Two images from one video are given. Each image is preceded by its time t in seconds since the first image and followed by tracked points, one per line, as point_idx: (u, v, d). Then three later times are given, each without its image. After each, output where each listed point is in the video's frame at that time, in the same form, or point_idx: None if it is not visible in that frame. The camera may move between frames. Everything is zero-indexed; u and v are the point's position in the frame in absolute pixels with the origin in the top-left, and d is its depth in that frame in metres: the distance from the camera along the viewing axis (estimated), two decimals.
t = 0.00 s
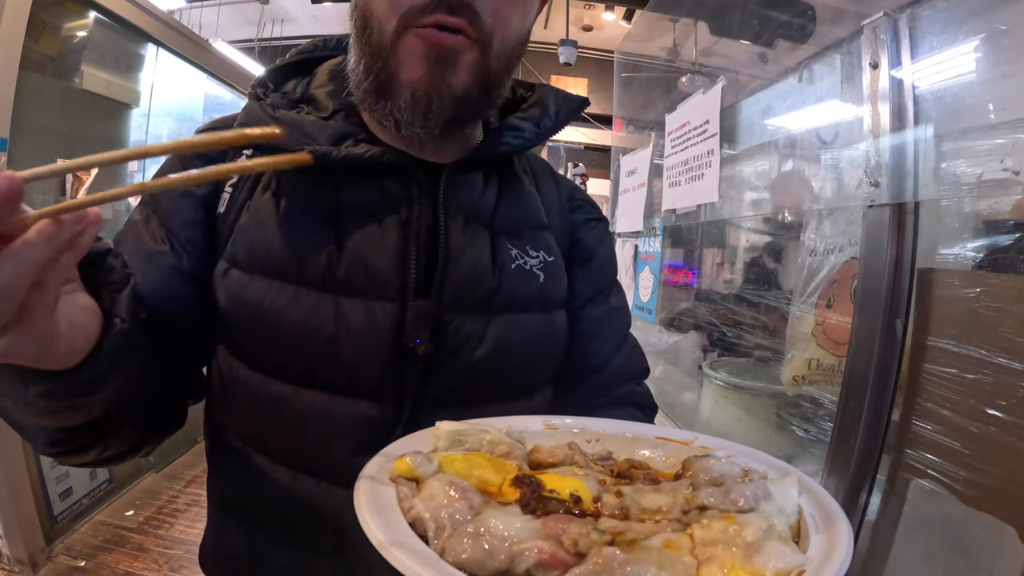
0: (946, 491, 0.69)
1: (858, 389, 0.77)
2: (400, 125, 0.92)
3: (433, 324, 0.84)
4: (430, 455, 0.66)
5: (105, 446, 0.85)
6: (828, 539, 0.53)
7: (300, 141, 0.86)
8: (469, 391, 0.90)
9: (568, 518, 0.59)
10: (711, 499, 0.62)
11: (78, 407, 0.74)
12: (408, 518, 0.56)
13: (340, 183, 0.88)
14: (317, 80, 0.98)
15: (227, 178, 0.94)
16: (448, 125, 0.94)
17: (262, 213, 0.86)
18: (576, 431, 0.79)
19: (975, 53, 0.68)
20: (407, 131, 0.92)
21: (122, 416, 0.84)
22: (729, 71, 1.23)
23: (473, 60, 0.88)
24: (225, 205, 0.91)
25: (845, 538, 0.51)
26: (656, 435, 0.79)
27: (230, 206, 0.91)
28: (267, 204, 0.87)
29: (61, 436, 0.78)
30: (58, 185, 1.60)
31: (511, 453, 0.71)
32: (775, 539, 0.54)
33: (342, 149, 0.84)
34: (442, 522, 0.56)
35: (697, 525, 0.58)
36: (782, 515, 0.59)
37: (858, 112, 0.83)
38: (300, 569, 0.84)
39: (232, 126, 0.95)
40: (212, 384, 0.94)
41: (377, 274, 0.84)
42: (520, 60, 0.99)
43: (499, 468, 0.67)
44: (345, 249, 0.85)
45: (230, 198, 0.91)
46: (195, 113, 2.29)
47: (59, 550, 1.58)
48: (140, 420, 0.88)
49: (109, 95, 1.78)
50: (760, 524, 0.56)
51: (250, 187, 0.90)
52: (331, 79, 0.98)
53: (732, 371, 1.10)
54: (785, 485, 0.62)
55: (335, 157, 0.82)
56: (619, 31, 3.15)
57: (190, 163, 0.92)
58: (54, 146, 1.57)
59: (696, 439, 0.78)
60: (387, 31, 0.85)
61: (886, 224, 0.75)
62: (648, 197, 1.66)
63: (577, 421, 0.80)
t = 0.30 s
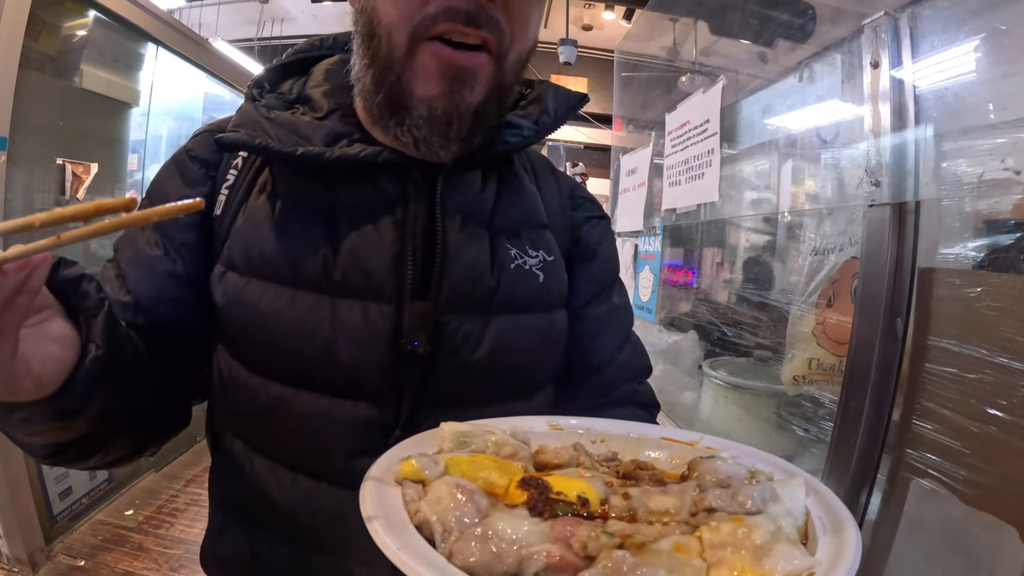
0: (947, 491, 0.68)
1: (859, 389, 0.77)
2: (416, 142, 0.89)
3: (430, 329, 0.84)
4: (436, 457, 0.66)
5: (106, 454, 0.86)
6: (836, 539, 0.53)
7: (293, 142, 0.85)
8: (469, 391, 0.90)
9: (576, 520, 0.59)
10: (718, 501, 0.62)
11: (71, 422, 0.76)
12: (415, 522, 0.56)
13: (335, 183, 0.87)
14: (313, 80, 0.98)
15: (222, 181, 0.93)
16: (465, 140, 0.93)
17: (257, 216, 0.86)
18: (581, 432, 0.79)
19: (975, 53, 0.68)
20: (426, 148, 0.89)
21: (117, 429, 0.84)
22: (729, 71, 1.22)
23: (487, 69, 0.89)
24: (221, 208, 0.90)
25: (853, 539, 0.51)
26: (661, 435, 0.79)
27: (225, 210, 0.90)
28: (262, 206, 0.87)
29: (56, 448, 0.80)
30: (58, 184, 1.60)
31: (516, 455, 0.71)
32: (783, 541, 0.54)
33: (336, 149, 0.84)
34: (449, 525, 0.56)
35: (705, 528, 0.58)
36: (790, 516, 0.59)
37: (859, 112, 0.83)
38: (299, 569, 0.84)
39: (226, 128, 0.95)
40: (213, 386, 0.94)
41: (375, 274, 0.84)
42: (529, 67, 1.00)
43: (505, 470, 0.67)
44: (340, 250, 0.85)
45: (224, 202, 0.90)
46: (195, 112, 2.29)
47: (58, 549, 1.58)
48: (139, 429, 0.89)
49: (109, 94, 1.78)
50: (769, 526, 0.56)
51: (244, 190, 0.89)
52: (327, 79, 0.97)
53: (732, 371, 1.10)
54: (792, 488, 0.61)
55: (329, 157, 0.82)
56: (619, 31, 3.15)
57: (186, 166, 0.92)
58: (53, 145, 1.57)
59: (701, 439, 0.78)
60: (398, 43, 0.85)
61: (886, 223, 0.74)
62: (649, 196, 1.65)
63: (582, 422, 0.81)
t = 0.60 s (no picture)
0: (947, 490, 0.68)
1: (859, 388, 0.77)
2: (411, 124, 0.91)
3: (428, 327, 0.84)
4: (427, 462, 0.66)
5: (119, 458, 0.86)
6: (832, 545, 0.53)
7: (291, 139, 0.85)
8: (469, 389, 0.89)
9: (565, 529, 0.59)
10: (714, 509, 0.62)
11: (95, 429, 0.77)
12: (402, 527, 0.56)
13: (334, 181, 0.87)
14: (311, 76, 0.97)
15: (221, 178, 0.93)
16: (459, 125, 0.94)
17: (253, 214, 0.86)
18: (577, 436, 0.78)
19: (975, 52, 0.67)
20: (422, 130, 0.91)
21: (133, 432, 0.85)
22: (729, 69, 1.22)
23: (480, 68, 0.89)
24: (218, 205, 0.90)
25: (851, 550, 0.50)
26: (659, 441, 0.79)
27: (223, 207, 0.90)
28: (259, 204, 0.86)
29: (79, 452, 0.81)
30: (57, 184, 1.59)
31: (510, 459, 0.70)
32: (778, 553, 0.54)
33: (335, 146, 0.84)
34: (436, 532, 0.56)
35: (698, 538, 0.58)
36: (785, 525, 0.58)
37: (859, 111, 0.83)
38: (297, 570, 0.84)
39: (223, 126, 0.95)
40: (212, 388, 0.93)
41: (374, 272, 0.84)
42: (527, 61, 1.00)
43: (496, 474, 0.67)
44: (338, 248, 0.85)
45: (222, 199, 0.90)
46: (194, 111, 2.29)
47: (57, 548, 1.58)
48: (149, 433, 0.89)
49: (107, 93, 1.78)
50: (764, 536, 0.56)
51: (242, 187, 0.89)
52: (325, 75, 0.97)
53: (731, 370, 1.09)
54: (789, 495, 0.61)
55: (328, 154, 0.82)
56: (619, 29, 3.14)
57: (183, 164, 0.92)
58: (52, 144, 1.56)
59: (699, 445, 0.78)
60: (390, 35, 0.85)
61: (887, 221, 0.74)
62: (648, 195, 1.65)
63: (578, 426, 0.80)
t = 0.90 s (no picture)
0: (948, 490, 0.68)
1: (860, 386, 0.76)
2: (433, 133, 0.92)
3: (428, 321, 0.84)
4: (421, 469, 0.66)
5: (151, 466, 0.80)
6: (841, 552, 0.51)
7: (294, 133, 0.85)
8: (468, 387, 0.89)
9: (564, 537, 0.58)
10: (716, 513, 0.62)
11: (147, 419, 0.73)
12: (395, 537, 0.55)
13: (335, 174, 0.87)
14: (312, 72, 0.97)
15: (222, 174, 0.91)
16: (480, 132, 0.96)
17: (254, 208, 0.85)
18: (574, 438, 0.78)
19: (976, 51, 0.67)
20: (447, 139, 0.92)
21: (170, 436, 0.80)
22: (728, 68, 1.21)
23: (501, 79, 0.92)
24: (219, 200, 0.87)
25: (857, 553, 0.49)
26: (657, 442, 0.78)
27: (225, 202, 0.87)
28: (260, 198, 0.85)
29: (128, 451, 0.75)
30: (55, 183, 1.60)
31: (506, 463, 0.71)
32: (783, 558, 0.53)
33: (338, 141, 0.84)
34: (431, 542, 0.55)
35: (702, 544, 0.57)
36: (791, 529, 0.57)
37: (860, 109, 0.82)
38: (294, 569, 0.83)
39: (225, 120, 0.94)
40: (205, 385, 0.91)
41: (377, 268, 0.84)
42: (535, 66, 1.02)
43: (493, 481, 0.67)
44: (340, 244, 0.84)
45: (224, 195, 0.88)
46: (192, 109, 2.29)
47: (56, 547, 1.59)
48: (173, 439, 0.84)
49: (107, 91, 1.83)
50: (768, 542, 0.55)
51: (243, 182, 0.87)
52: (326, 69, 0.97)
53: (731, 368, 1.09)
54: (795, 498, 0.60)
55: (332, 149, 0.83)
56: (619, 27, 3.14)
57: (185, 158, 0.91)
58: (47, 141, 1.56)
59: (700, 445, 0.77)
60: (419, 47, 0.86)
61: (888, 219, 0.74)
62: (648, 193, 1.65)
63: (576, 428, 0.80)
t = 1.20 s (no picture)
0: (946, 489, 0.68)
1: (857, 385, 0.76)
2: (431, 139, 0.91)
3: (426, 315, 0.85)
4: (402, 475, 0.65)
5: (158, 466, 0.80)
6: (836, 555, 0.51)
7: (295, 128, 0.85)
8: (465, 384, 0.89)
9: (548, 545, 0.57)
10: (707, 517, 0.60)
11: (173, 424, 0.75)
12: (374, 548, 0.55)
13: (335, 170, 0.86)
14: (311, 68, 0.97)
15: (221, 170, 0.90)
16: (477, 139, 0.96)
17: (252, 204, 0.84)
18: (563, 439, 0.78)
19: (973, 50, 0.67)
20: (442, 147, 0.92)
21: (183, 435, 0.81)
22: (725, 66, 1.21)
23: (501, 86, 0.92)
24: (220, 196, 0.87)
25: (853, 560, 0.49)
26: (647, 441, 0.78)
27: (226, 198, 0.87)
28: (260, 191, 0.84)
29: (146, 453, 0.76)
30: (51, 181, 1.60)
31: (490, 467, 0.71)
32: (777, 562, 0.52)
33: (340, 136, 0.83)
34: (410, 552, 0.55)
35: (692, 550, 0.56)
36: (785, 531, 0.58)
37: (858, 108, 0.82)
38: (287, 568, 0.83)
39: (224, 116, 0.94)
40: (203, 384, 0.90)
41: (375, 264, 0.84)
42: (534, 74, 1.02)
43: (476, 486, 0.66)
44: (340, 238, 0.85)
45: (224, 190, 0.87)
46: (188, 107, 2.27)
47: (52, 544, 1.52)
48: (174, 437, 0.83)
49: (102, 89, 1.78)
50: (760, 545, 0.55)
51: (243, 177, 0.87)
52: (325, 66, 0.96)
53: (728, 367, 1.09)
54: (789, 501, 0.61)
55: (333, 144, 0.82)
56: (616, 26, 3.14)
57: (185, 154, 0.91)
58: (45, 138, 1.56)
59: (690, 445, 0.77)
60: (419, 53, 0.86)
61: (885, 218, 0.73)
62: (645, 191, 1.65)
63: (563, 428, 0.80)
